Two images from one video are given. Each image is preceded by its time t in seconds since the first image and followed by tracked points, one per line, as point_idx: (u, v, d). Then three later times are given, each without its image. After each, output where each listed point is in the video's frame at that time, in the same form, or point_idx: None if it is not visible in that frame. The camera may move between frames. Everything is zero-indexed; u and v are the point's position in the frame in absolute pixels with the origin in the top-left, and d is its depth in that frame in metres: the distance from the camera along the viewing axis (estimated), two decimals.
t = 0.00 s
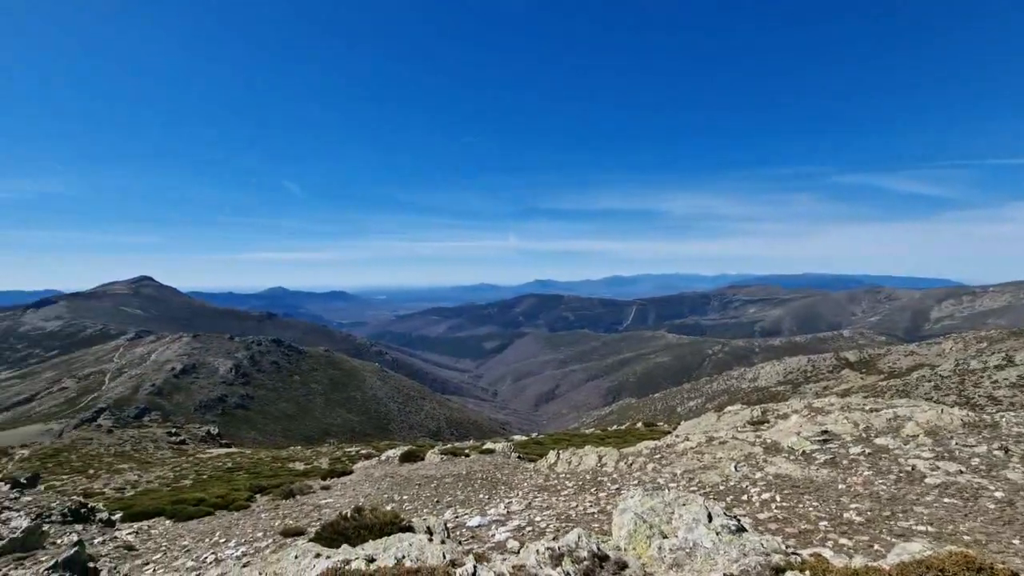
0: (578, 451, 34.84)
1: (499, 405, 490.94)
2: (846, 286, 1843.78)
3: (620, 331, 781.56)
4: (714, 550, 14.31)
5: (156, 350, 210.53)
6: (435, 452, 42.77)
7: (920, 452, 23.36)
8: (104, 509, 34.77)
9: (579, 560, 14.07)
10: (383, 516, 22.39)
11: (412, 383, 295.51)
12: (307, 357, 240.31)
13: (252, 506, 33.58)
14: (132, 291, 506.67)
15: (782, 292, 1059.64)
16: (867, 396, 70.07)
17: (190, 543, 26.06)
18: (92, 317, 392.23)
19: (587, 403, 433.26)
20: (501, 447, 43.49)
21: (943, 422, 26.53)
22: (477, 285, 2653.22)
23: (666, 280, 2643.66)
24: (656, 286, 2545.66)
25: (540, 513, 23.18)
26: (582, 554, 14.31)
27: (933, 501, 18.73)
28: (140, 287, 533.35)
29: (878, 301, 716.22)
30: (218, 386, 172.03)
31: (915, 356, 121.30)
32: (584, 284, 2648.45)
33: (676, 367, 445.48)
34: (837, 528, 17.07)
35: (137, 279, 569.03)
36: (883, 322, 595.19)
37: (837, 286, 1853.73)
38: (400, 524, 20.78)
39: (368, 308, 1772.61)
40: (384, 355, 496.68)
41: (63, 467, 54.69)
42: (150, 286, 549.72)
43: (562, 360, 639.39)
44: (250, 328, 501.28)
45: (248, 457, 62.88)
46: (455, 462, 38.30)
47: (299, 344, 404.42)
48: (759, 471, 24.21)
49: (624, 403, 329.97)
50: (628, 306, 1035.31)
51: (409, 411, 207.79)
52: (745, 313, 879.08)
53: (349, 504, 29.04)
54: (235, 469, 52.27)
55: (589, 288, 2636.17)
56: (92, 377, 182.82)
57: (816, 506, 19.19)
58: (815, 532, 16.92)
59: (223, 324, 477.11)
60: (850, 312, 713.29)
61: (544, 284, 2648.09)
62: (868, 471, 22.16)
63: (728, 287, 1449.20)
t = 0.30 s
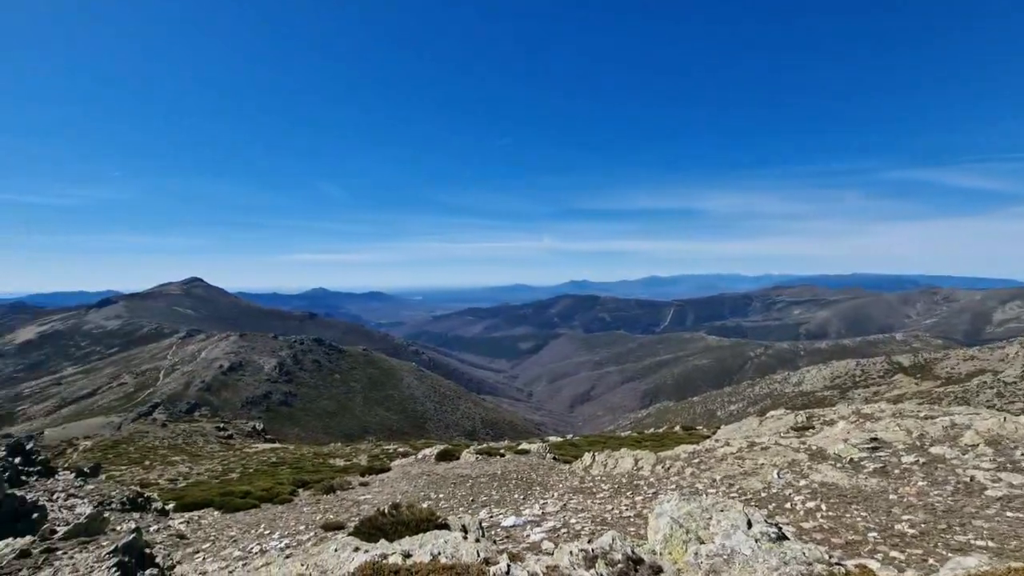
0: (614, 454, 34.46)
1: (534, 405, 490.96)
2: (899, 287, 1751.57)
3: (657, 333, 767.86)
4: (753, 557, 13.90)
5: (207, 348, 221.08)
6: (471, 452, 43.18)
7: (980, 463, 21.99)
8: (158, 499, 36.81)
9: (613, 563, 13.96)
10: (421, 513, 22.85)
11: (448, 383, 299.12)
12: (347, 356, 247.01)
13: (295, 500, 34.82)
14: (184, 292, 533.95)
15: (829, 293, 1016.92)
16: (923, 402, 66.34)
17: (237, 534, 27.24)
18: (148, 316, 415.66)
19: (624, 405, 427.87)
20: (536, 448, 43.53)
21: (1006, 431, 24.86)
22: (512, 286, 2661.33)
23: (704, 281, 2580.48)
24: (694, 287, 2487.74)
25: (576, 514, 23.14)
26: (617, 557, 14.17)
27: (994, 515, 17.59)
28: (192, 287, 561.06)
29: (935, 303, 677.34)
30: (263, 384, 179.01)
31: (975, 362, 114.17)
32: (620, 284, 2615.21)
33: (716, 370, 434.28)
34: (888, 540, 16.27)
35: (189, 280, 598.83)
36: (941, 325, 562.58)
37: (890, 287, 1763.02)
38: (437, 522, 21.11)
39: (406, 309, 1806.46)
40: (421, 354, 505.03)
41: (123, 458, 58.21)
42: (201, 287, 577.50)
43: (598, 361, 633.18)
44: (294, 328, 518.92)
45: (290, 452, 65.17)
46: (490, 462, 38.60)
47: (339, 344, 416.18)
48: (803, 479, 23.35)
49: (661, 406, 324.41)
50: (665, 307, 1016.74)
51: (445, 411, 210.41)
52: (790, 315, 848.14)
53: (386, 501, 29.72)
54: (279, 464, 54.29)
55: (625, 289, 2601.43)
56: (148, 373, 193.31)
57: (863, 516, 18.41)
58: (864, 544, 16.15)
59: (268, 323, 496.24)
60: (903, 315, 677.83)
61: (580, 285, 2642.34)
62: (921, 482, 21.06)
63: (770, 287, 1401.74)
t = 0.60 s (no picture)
0: (643, 457, 34.19)
1: (562, 406, 489.15)
2: (946, 289, 1672.27)
3: (688, 335, 754.33)
4: (788, 565, 13.55)
5: (244, 345, 228.53)
6: (499, 452, 43.40)
7: None
8: (198, 490, 38.30)
9: (642, 566, 13.73)
10: (450, 512, 23.10)
11: (476, 383, 301.07)
12: (378, 355, 251.74)
13: (327, 494, 35.73)
14: (223, 291, 553.89)
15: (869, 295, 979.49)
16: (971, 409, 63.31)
17: (273, 526, 28.14)
18: (190, 315, 432.87)
19: (653, 408, 422.29)
20: (563, 449, 43.51)
21: None
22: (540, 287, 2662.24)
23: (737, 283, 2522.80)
24: (726, 288, 2435.02)
25: (604, 517, 23.04)
26: (646, 560, 13.95)
27: None
28: (230, 287, 581.17)
29: (985, 307, 644.39)
30: (297, 381, 184.16)
31: None
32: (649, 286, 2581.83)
33: (749, 374, 424.02)
34: (930, 552, 15.63)
35: (227, 280, 620.53)
36: (991, 329, 534.58)
37: (934, 289, 1688.69)
38: (465, 521, 21.28)
39: (434, 309, 1825.52)
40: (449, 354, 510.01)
41: (165, 450, 60.74)
42: (239, 286, 597.63)
43: (627, 363, 626.27)
44: (326, 327, 531.72)
45: (323, 448, 66.83)
46: (518, 462, 38.72)
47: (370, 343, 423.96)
48: (841, 487, 22.59)
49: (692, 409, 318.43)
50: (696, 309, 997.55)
51: (473, 410, 211.94)
52: (827, 317, 820.72)
53: (414, 498, 30.10)
54: (311, 459, 55.74)
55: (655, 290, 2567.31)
56: (189, 370, 201.28)
57: (905, 527, 17.71)
58: (905, 556, 15.54)
59: (301, 322, 509.88)
60: (950, 318, 647.05)
61: (609, 285, 2642.12)
62: (970, 493, 20.03)
63: (807, 288, 1359.12)
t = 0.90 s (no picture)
0: (677, 461, 33.57)
1: (592, 408, 485.13)
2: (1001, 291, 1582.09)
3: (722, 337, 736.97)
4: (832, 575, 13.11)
5: (281, 344, 235.42)
6: (530, 452, 43.33)
7: None
8: (239, 484, 39.68)
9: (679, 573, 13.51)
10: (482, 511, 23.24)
11: (506, 383, 302.07)
12: (410, 355, 255.56)
13: (361, 491, 36.40)
14: (262, 291, 572.67)
15: (917, 296, 934.93)
16: None
17: (309, 520, 28.87)
18: (231, 314, 449.44)
19: (686, 411, 414.22)
20: (595, 451, 43.09)
21: None
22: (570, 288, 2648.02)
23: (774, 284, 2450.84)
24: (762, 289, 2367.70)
25: (638, 521, 22.68)
26: (683, 567, 13.73)
27: None
28: (268, 287, 600.44)
29: None
30: (332, 379, 188.74)
31: None
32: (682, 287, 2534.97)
33: (787, 377, 411.07)
34: (985, 568, 14.85)
35: (265, 280, 641.48)
36: None
37: (988, 291, 1599.92)
38: (498, 521, 21.34)
39: (465, 309, 1839.97)
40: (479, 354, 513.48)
41: (207, 444, 63.11)
42: (277, 286, 617.24)
43: (658, 365, 617.11)
44: (360, 326, 543.03)
45: (356, 446, 68.22)
46: (549, 464, 38.58)
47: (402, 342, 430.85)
48: (887, 497, 21.64)
49: (727, 413, 310.65)
50: (731, 310, 973.58)
51: (504, 410, 212.66)
52: (870, 319, 787.65)
53: (446, 497, 30.31)
54: (345, 456, 56.90)
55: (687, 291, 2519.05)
56: (230, 367, 209.13)
57: (959, 541, 16.77)
58: (958, 572, 14.78)
59: (336, 321, 522.27)
60: (1005, 321, 611.40)
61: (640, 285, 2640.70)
62: None
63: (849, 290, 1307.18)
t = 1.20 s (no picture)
0: (705, 465, 32.94)
1: (617, 410, 481.02)
2: None
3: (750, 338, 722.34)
4: None
5: (309, 343, 240.32)
6: (554, 453, 43.16)
7: None
8: (269, 480, 40.75)
9: None
10: (507, 512, 23.29)
11: (530, 384, 302.10)
12: (434, 354, 257.84)
13: (387, 489, 36.89)
14: (290, 291, 586.34)
15: (958, 296, 897.88)
16: None
17: (336, 517, 29.36)
18: (261, 314, 461.25)
19: (713, 413, 407.11)
20: (620, 453, 42.72)
21: None
22: (594, 288, 2631.66)
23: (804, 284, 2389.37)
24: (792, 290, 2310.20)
25: (665, 525, 22.46)
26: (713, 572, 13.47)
27: None
28: (297, 287, 614.27)
29: None
30: (358, 378, 191.72)
31: None
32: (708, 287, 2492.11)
33: (818, 380, 400.33)
34: None
35: (294, 281, 656.34)
36: None
37: None
38: (524, 521, 21.34)
39: (488, 309, 1847.22)
40: (503, 354, 514.73)
41: (239, 441, 64.89)
42: (305, 287, 630.89)
43: (685, 367, 607.90)
44: (386, 326, 550.42)
45: (382, 444, 69.17)
46: (574, 465, 38.40)
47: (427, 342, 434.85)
48: (927, 505, 20.81)
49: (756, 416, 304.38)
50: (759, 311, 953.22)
51: (528, 411, 212.65)
52: (907, 321, 760.57)
53: (470, 497, 30.46)
54: (371, 454, 57.74)
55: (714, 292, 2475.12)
56: (260, 365, 214.62)
57: (1004, 553, 16.05)
58: None
59: (362, 321, 530.69)
60: None
61: (665, 285, 2644.07)
62: None
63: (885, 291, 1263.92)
